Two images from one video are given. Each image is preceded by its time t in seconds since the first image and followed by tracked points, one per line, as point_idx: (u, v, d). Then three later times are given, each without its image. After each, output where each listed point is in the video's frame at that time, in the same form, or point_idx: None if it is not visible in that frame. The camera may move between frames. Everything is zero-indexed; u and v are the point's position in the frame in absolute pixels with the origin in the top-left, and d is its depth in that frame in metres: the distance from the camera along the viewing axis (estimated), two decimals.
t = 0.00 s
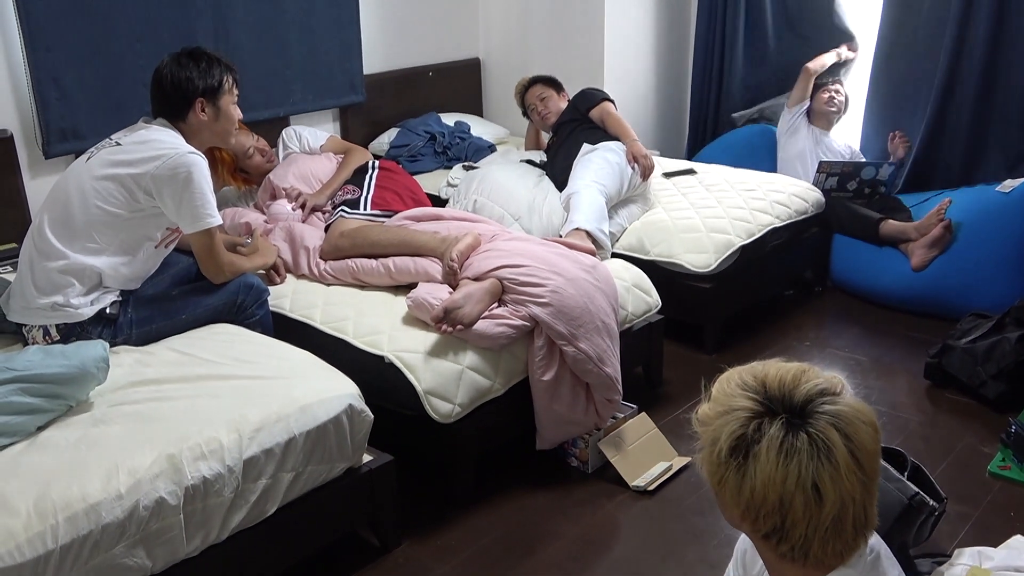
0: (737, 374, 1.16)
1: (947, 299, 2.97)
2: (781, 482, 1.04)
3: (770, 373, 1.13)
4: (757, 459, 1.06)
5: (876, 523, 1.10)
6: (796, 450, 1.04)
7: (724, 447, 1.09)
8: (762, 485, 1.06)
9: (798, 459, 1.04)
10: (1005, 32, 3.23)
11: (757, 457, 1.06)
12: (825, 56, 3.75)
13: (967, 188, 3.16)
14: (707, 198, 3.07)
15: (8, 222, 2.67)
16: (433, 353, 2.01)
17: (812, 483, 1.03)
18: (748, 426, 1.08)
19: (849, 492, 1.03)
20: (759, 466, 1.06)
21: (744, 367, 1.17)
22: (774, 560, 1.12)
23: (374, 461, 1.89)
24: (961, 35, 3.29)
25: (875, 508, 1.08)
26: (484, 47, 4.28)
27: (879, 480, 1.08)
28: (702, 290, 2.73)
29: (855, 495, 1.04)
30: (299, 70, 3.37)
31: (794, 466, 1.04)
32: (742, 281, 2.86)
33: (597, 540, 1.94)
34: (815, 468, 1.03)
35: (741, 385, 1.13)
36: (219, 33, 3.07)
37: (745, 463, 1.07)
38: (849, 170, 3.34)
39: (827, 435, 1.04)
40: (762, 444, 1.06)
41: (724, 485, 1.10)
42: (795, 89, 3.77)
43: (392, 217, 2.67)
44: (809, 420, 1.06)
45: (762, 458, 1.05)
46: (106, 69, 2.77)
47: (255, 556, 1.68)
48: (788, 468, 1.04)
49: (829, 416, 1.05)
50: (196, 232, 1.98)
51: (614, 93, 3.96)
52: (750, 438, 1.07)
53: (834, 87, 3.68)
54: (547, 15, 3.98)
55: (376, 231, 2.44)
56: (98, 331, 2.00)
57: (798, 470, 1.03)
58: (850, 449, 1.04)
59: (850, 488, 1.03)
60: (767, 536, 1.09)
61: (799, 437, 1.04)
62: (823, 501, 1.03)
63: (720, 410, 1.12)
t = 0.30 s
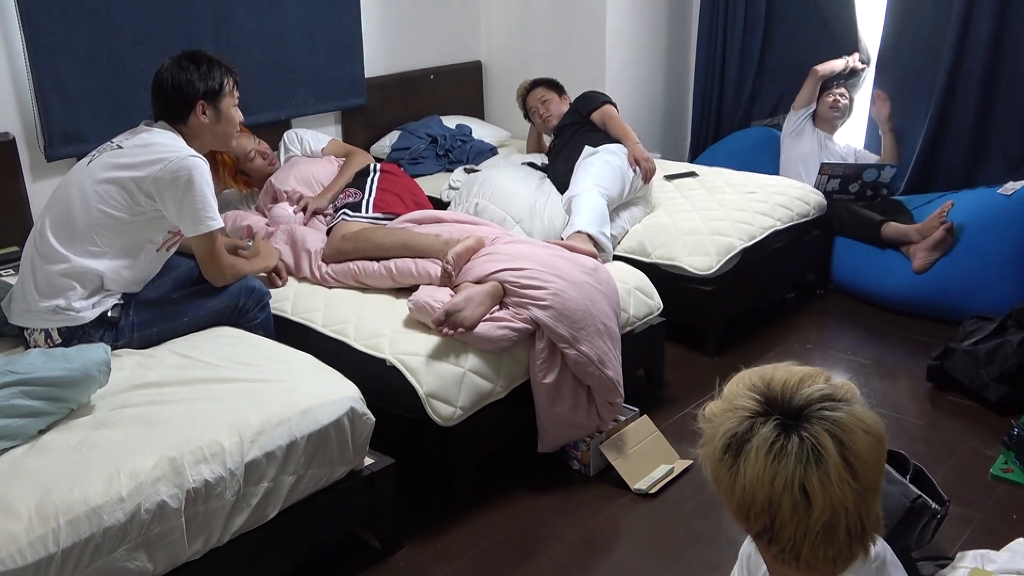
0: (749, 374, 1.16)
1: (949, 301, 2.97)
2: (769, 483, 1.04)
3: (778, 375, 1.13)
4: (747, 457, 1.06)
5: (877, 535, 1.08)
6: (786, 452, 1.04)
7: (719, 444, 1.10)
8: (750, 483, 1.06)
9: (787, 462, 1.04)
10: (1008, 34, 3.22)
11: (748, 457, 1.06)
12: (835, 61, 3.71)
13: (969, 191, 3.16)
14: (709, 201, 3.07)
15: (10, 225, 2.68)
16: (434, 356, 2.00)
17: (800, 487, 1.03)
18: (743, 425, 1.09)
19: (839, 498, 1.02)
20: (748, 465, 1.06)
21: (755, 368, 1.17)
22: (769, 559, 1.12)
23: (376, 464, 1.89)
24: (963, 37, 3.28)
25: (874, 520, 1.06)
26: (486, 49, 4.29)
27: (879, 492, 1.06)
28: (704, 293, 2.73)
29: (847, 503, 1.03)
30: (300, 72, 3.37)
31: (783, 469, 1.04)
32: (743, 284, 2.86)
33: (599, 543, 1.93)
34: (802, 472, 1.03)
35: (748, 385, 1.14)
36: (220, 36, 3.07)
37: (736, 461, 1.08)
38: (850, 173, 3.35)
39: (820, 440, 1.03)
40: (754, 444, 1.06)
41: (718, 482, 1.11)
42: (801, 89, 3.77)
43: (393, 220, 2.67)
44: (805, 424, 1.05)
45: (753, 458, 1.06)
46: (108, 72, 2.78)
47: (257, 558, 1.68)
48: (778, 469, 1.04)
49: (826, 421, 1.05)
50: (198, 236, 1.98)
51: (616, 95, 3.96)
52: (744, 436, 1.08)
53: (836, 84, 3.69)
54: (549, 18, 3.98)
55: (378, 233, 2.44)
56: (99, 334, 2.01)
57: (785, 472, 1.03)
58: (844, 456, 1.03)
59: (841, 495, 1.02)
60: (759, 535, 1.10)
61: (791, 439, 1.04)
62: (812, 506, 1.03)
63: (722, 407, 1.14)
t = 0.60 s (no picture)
0: (759, 376, 1.16)
1: (952, 303, 2.96)
2: (781, 484, 1.04)
3: (789, 376, 1.13)
4: (758, 458, 1.06)
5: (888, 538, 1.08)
6: (798, 453, 1.04)
7: (730, 444, 1.10)
8: (761, 484, 1.06)
9: (799, 463, 1.03)
10: (1010, 36, 3.22)
11: (760, 456, 1.06)
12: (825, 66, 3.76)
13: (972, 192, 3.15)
14: (711, 203, 3.07)
15: (12, 227, 2.68)
16: (437, 359, 2.00)
17: (812, 488, 1.02)
18: (755, 425, 1.08)
19: (851, 501, 1.02)
20: (760, 465, 1.06)
21: (765, 369, 1.17)
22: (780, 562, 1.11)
23: (378, 466, 1.89)
24: (966, 39, 3.27)
25: (886, 522, 1.06)
26: (488, 51, 4.29)
27: (890, 495, 1.06)
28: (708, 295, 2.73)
29: (859, 505, 1.02)
30: (302, 75, 3.37)
31: (795, 470, 1.03)
32: (746, 286, 2.86)
33: (601, 546, 1.93)
34: (814, 473, 1.02)
35: (760, 386, 1.13)
36: (222, 38, 3.07)
37: (748, 461, 1.07)
38: (854, 175, 3.35)
39: (832, 441, 1.03)
40: (766, 445, 1.06)
41: (729, 483, 1.10)
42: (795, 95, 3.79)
43: (396, 222, 2.66)
44: (817, 426, 1.05)
45: (765, 460, 1.05)
46: (110, 75, 2.78)
47: (259, 561, 1.68)
48: (789, 471, 1.04)
49: (838, 423, 1.04)
50: (200, 238, 1.98)
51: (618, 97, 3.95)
52: (756, 437, 1.07)
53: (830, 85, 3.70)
54: (551, 20, 3.98)
55: (380, 236, 2.43)
56: (101, 337, 2.01)
57: (797, 472, 1.03)
58: (855, 457, 1.02)
59: (853, 497, 1.02)
60: (769, 537, 1.09)
61: (803, 441, 1.04)
62: (824, 508, 1.03)
63: (733, 408, 1.13)
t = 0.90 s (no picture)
0: (801, 384, 1.16)
1: (957, 306, 2.96)
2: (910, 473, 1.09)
3: (834, 376, 1.16)
4: (895, 456, 1.08)
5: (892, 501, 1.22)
6: (917, 440, 1.10)
7: (856, 445, 1.08)
8: (899, 472, 1.08)
9: (917, 450, 1.09)
10: (1014, 38, 3.22)
11: (896, 449, 1.08)
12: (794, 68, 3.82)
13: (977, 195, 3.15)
14: (716, 207, 3.07)
15: (20, 234, 2.70)
16: (442, 364, 2.01)
17: (925, 470, 1.10)
18: (871, 420, 1.10)
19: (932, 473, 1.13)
20: (894, 456, 1.08)
21: (804, 377, 1.17)
22: (856, 555, 1.13)
23: (384, 472, 1.89)
24: (970, 42, 3.28)
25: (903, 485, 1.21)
26: (493, 57, 4.30)
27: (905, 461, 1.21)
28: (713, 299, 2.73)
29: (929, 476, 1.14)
30: (308, 82, 3.39)
31: (917, 457, 1.09)
32: (751, 290, 2.86)
33: (607, 551, 1.93)
34: (922, 450, 1.10)
35: (822, 389, 1.14)
36: (228, 45, 3.09)
37: (882, 456, 1.07)
38: (858, 179, 3.34)
39: (922, 424, 1.12)
40: (894, 442, 1.08)
41: (851, 494, 1.09)
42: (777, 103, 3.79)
43: (401, 228, 2.67)
44: (901, 415, 1.12)
45: (898, 455, 1.08)
46: (118, 82, 2.80)
47: (266, 567, 1.68)
48: (913, 460, 1.09)
49: (906, 409, 1.14)
50: (207, 245, 1.99)
51: (622, 102, 3.96)
52: (877, 430, 1.09)
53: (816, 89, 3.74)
54: (555, 25, 4.00)
55: (385, 242, 2.44)
56: (109, 344, 2.02)
57: (921, 453, 1.10)
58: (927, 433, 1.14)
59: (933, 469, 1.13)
60: (873, 530, 1.10)
61: (910, 430, 1.11)
62: (923, 486, 1.11)
63: (826, 413, 1.11)
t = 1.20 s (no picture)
0: (793, 387, 1.16)
1: (960, 306, 2.95)
2: (912, 456, 1.13)
3: (821, 374, 1.17)
4: (898, 444, 1.11)
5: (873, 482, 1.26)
6: (911, 423, 1.14)
7: (865, 442, 1.10)
8: (903, 460, 1.11)
9: (912, 433, 1.13)
10: (1016, 38, 3.22)
11: (897, 437, 1.11)
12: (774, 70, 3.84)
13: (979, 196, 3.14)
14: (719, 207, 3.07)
15: (24, 235, 2.71)
16: (445, 365, 2.01)
17: (920, 451, 1.14)
18: (872, 414, 1.12)
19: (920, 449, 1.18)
20: (897, 446, 1.11)
21: (795, 379, 1.17)
22: (866, 547, 1.14)
23: (388, 471, 1.90)
24: (972, 42, 3.28)
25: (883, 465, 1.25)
26: (495, 58, 4.30)
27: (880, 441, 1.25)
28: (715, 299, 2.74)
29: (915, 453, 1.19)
30: (311, 83, 3.40)
31: (914, 440, 1.13)
32: (754, 290, 2.86)
33: (610, 551, 1.93)
34: (914, 430, 1.14)
35: (817, 390, 1.14)
36: (231, 46, 3.10)
37: (888, 448, 1.10)
38: (861, 179, 3.32)
39: (907, 406, 1.17)
40: (895, 430, 1.12)
41: (867, 488, 1.10)
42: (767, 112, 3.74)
43: (404, 229, 2.67)
44: (888, 401, 1.16)
45: (900, 442, 1.11)
46: (122, 83, 2.81)
47: (270, 567, 1.68)
48: (912, 443, 1.13)
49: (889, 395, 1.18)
50: (211, 246, 1.99)
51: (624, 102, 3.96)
52: (878, 423, 1.11)
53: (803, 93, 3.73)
54: (557, 26, 4.00)
55: (388, 243, 2.45)
56: (112, 344, 2.02)
57: (915, 437, 1.13)
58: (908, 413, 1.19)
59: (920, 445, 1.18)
60: (880, 520, 1.13)
61: (901, 414, 1.14)
62: (918, 466, 1.16)
63: (830, 415, 1.11)
